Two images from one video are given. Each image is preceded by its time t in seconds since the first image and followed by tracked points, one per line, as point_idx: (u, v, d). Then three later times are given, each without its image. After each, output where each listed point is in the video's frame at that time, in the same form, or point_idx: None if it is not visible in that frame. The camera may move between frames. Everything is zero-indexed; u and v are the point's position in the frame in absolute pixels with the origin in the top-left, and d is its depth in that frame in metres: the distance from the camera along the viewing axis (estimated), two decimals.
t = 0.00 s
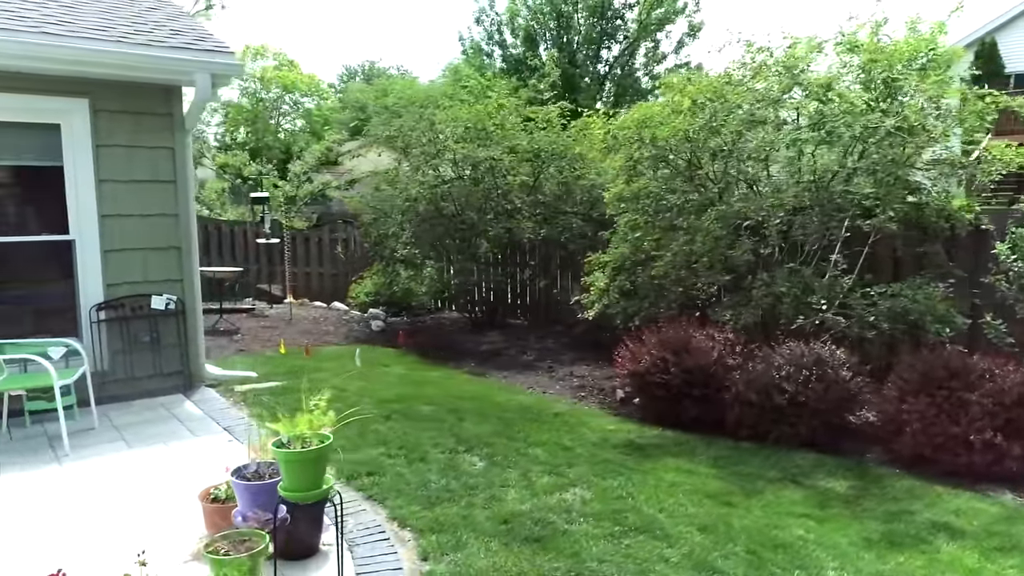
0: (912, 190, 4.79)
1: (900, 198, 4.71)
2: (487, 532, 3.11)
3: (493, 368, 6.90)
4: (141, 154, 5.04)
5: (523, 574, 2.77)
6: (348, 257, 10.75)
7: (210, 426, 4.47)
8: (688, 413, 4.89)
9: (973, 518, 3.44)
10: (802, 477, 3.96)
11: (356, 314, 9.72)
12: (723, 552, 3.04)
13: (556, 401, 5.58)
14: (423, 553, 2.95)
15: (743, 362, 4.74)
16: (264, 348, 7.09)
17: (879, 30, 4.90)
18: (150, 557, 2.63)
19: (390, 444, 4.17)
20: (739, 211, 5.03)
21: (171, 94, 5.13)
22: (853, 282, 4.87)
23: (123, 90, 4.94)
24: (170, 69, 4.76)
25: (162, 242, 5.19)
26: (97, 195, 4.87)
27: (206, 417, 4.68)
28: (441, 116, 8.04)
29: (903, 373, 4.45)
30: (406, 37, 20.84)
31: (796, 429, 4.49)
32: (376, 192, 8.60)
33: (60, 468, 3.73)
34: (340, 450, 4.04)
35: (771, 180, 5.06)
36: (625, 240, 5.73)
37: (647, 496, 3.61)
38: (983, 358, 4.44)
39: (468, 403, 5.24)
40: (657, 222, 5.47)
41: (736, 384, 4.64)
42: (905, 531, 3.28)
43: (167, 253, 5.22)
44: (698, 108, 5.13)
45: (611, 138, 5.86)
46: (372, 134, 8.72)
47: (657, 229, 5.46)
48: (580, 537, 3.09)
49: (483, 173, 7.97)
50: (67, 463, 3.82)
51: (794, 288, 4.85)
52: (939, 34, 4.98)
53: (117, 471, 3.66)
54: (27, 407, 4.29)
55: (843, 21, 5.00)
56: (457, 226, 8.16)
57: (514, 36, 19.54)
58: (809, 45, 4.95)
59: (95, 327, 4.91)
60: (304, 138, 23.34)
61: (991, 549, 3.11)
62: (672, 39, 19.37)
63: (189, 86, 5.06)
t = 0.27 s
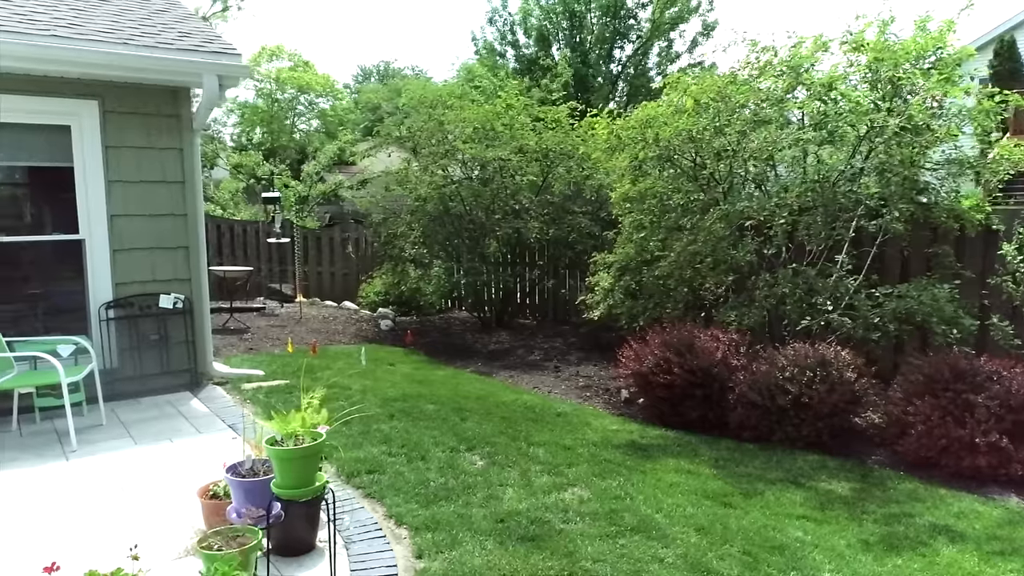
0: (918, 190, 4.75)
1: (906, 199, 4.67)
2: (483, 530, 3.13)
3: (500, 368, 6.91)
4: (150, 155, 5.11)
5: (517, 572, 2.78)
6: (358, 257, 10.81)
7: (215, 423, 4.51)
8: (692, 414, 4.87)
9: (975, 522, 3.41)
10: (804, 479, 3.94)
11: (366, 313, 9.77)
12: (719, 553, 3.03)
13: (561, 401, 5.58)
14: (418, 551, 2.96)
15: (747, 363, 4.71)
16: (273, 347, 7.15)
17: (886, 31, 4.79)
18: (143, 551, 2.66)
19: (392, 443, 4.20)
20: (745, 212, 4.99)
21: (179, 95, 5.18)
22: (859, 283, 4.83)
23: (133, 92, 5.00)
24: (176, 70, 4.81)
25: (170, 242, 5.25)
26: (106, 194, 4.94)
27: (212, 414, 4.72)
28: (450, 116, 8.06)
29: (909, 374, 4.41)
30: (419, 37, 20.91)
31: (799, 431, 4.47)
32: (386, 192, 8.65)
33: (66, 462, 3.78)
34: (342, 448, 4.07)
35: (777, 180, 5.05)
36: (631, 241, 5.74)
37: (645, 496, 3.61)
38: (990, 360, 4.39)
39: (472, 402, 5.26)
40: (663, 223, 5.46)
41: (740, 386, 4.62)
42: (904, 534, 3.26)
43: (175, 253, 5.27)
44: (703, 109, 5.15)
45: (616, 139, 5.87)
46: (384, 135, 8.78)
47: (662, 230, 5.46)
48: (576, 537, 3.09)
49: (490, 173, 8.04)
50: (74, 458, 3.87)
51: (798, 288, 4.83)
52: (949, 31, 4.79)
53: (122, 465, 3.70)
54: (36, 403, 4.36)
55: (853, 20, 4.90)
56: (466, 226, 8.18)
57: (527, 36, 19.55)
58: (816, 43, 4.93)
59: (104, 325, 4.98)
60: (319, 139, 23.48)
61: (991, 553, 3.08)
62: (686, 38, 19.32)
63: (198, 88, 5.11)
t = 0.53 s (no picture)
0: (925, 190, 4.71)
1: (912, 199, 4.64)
2: (480, 529, 3.14)
3: (507, 367, 6.93)
4: (160, 155, 5.17)
5: (511, 570, 2.79)
6: (369, 256, 10.87)
7: (221, 421, 4.56)
8: (695, 415, 4.86)
9: (977, 525, 3.38)
10: (806, 480, 3.92)
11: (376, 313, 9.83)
12: (715, 554, 3.03)
13: (565, 401, 5.59)
14: (414, 548, 2.99)
15: (751, 363, 4.70)
16: (282, 346, 7.21)
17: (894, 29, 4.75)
18: (139, 544, 2.70)
19: (394, 441, 4.22)
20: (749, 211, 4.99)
21: (189, 96, 5.23)
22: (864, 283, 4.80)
23: (143, 93, 5.06)
24: (185, 71, 4.86)
25: (179, 241, 5.31)
26: (117, 194, 5.00)
27: (218, 412, 4.77)
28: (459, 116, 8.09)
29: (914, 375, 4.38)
30: (433, 37, 20.97)
31: (803, 432, 4.45)
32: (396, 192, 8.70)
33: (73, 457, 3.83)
34: (344, 446, 4.10)
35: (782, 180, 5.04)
36: (636, 241, 5.74)
37: (645, 496, 3.61)
38: (997, 362, 4.34)
39: (476, 402, 5.28)
40: (668, 223, 5.46)
41: (743, 386, 4.60)
42: (904, 536, 3.24)
43: (184, 252, 5.34)
44: (708, 109, 5.15)
45: (623, 139, 5.88)
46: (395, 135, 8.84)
47: (667, 230, 5.46)
48: (572, 536, 3.10)
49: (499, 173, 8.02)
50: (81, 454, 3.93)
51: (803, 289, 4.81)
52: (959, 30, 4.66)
53: (127, 459, 3.75)
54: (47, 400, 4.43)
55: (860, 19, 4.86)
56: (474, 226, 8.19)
57: (540, 36, 19.56)
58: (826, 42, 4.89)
59: (114, 323, 5.05)
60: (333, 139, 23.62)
61: (992, 557, 3.05)
62: (700, 37, 19.26)
63: (208, 89, 5.18)
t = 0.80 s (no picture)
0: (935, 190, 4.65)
1: (921, 200, 4.59)
2: (478, 527, 3.16)
3: (515, 367, 6.94)
4: (169, 155, 5.23)
5: (506, 569, 2.80)
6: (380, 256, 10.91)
7: (227, 419, 4.61)
8: (699, 415, 4.85)
9: (980, 529, 3.34)
10: (808, 482, 3.90)
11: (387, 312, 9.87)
12: (711, 555, 3.02)
13: (571, 401, 5.59)
14: (411, 546, 3.01)
15: (757, 364, 4.67)
16: (292, 345, 7.27)
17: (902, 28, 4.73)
18: (134, 539, 2.74)
19: (398, 440, 4.25)
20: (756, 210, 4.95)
21: (200, 98, 5.29)
22: (873, 285, 4.77)
23: (153, 94, 5.12)
24: (195, 73, 4.91)
25: (188, 241, 5.37)
26: (127, 194, 5.07)
27: (225, 410, 4.82)
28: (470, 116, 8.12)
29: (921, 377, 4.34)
30: (447, 38, 21.03)
31: (808, 434, 4.43)
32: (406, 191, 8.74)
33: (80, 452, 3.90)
34: (348, 444, 4.14)
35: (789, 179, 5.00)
36: (644, 240, 5.73)
37: (644, 497, 3.61)
38: (1006, 364, 4.29)
39: (482, 401, 5.30)
40: (675, 223, 5.44)
41: (749, 388, 4.58)
42: (905, 539, 3.21)
43: (193, 251, 5.40)
44: (714, 108, 5.12)
45: (631, 140, 5.87)
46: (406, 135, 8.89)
47: (674, 229, 5.44)
48: (570, 536, 3.11)
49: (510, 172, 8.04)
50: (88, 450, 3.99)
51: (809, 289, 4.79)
52: (970, 28, 4.61)
53: (133, 453, 3.81)
54: (57, 397, 4.50)
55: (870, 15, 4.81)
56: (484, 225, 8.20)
57: (554, 36, 19.55)
58: (836, 41, 4.85)
59: (124, 321, 5.12)
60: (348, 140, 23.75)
61: (993, 561, 3.02)
62: (715, 37, 19.17)
63: (218, 90, 5.22)
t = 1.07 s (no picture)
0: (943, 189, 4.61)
1: (928, 199, 4.56)
2: (476, 526, 3.17)
3: (523, 367, 6.95)
4: (179, 155, 5.30)
5: (501, 568, 2.82)
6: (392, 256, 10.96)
7: (232, 417, 4.65)
8: (704, 416, 4.84)
9: (983, 532, 3.31)
10: (811, 484, 3.88)
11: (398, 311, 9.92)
12: (707, 557, 3.01)
13: (577, 401, 5.59)
14: (408, 544, 3.03)
15: (762, 365, 4.65)
16: (302, 344, 7.33)
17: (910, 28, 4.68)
18: (128, 533, 2.78)
19: (401, 438, 4.28)
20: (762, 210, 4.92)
21: (209, 100, 5.36)
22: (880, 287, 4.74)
23: (163, 96, 5.19)
24: (203, 75, 4.96)
25: (198, 240, 5.44)
26: (138, 195, 5.14)
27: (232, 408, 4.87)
28: (480, 116, 8.15)
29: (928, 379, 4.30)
30: (462, 38, 21.09)
31: (812, 435, 4.40)
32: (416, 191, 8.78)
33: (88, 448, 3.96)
34: (351, 442, 4.17)
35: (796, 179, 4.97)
36: (650, 240, 5.71)
37: (644, 497, 3.61)
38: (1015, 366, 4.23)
39: (487, 401, 5.31)
40: (680, 223, 5.43)
41: (753, 389, 4.56)
42: (905, 543, 3.18)
43: (203, 250, 5.46)
44: (719, 107, 5.09)
45: (636, 140, 5.85)
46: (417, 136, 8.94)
47: (679, 230, 5.42)
48: (566, 536, 3.12)
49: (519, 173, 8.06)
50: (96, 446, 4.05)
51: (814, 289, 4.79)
52: (982, 27, 4.61)
53: (139, 450, 3.86)
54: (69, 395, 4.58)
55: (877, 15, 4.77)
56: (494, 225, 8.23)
57: (569, 36, 19.54)
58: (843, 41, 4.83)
59: (135, 320, 5.19)
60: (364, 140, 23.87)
61: (994, 566, 2.99)
62: (730, 36, 19.07)
63: (226, 91, 5.27)
